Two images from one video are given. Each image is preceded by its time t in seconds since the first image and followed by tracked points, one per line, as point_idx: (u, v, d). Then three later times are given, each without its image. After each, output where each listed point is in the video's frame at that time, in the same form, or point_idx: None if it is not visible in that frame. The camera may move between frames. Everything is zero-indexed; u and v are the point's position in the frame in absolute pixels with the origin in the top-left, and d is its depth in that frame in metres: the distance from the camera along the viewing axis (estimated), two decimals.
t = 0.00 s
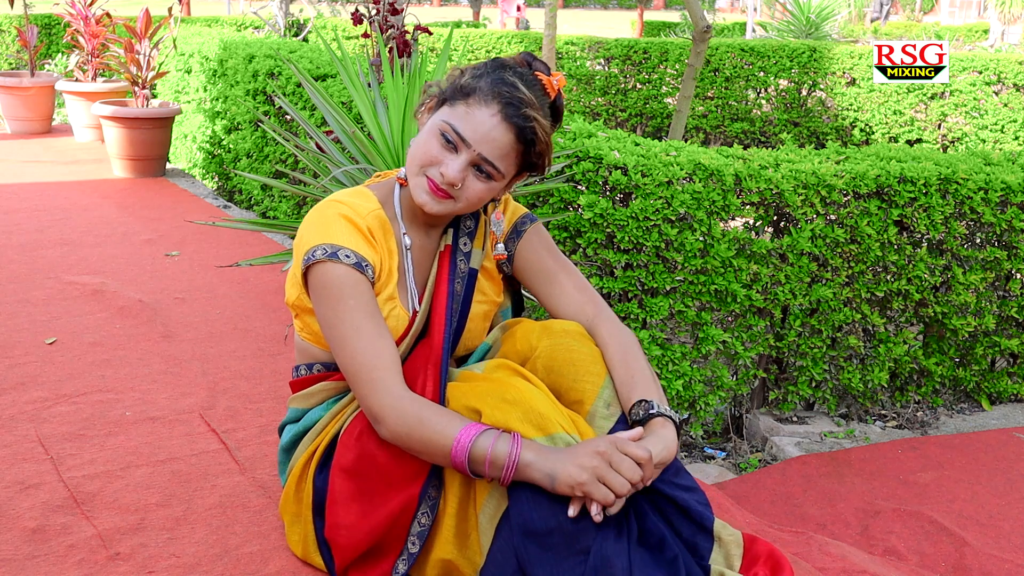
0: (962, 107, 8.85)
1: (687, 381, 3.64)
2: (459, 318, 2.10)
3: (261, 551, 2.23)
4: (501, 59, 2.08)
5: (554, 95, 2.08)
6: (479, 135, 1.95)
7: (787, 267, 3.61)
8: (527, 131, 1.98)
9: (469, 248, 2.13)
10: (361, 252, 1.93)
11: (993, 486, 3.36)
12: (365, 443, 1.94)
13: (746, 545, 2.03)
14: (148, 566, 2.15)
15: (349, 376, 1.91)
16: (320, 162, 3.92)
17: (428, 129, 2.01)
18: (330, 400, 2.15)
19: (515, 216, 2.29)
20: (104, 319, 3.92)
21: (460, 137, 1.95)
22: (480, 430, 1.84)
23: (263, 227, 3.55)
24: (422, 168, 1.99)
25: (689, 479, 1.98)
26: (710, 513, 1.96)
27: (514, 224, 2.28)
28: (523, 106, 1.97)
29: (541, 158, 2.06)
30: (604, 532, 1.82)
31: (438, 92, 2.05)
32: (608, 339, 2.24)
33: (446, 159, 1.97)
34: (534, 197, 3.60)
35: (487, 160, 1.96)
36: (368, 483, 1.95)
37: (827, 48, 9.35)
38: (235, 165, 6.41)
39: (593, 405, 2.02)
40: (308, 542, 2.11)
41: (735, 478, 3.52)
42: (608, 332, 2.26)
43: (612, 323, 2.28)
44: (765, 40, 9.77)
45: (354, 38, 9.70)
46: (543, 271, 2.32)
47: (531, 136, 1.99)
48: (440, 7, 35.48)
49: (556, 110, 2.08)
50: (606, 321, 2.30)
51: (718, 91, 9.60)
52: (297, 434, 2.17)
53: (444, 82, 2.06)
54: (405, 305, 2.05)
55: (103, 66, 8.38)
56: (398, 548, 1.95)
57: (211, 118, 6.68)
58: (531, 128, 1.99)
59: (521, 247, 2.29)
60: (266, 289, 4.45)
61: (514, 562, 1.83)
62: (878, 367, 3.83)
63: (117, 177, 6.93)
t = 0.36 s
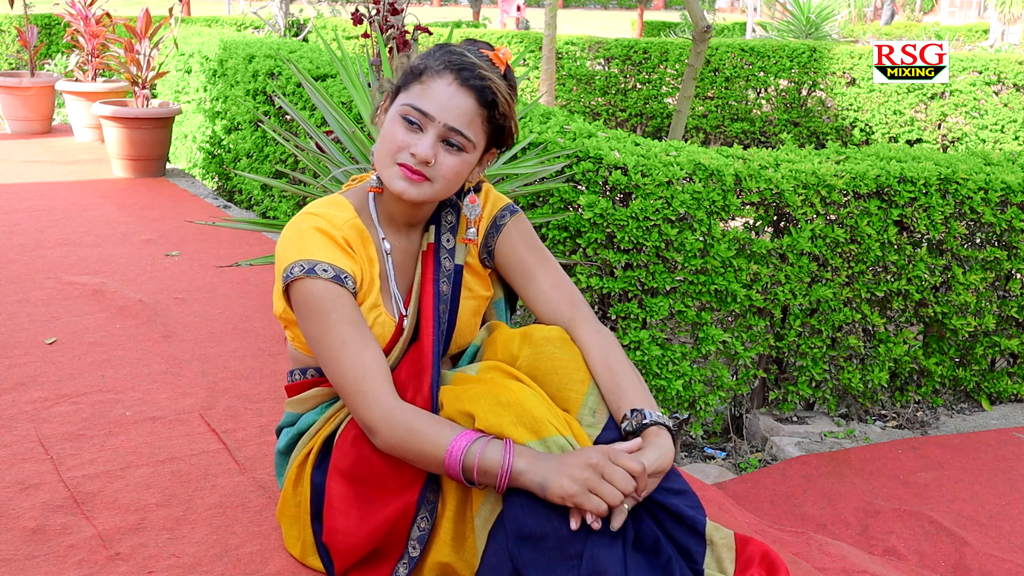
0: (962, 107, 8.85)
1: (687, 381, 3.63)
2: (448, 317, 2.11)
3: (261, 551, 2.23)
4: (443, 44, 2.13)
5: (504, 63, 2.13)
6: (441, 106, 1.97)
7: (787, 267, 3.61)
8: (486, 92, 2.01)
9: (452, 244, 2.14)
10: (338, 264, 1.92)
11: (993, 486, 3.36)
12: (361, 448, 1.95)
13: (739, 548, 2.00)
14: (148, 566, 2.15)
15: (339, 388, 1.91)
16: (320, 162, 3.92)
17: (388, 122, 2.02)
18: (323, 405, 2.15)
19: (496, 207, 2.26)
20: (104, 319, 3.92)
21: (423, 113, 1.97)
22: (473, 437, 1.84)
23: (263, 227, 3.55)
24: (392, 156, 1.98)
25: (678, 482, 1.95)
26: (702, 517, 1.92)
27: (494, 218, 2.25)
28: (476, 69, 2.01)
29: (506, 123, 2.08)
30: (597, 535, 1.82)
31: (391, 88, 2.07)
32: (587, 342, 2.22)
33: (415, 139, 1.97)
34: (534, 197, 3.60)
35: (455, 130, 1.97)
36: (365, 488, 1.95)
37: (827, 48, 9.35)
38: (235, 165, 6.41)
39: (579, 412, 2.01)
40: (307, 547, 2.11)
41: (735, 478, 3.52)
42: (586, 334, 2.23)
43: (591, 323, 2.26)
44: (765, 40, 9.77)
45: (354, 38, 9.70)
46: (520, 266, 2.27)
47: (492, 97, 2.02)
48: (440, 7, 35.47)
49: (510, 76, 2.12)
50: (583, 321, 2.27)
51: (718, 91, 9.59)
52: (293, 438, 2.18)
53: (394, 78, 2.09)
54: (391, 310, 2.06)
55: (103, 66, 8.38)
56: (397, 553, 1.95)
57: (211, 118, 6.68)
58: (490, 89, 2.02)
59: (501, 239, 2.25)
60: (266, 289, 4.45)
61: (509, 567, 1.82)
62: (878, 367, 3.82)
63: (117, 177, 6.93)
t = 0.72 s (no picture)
0: (962, 107, 8.85)
1: (687, 380, 3.63)
2: (440, 317, 2.10)
3: (260, 551, 2.23)
4: (404, 42, 2.11)
5: (469, 54, 2.11)
6: (410, 111, 1.97)
7: (788, 267, 3.61)
8: (453, 89, 2.00)
9: (442, 242, 2.14)
10: (325, 267, 1.93)
11: (993, 486, 3.36)
12: (356, 452, 1.94)
13: (731, 552, 1.91)
14: (148, 566, 2.15)
15: (331, 392, 1.91)
16: (320, 162, 3.92)
17: (361, 132, 2.02)
18: (319, 406, 2.16)
19: (486, 204, 2.25)
20: (104, 319, 3.92)
21: (393, 121, 1.97)
22: (465, 439, 1.84)
23: (262, 227, 3.55)
24: (369, 166, 1.99)
25: (667, 486, 1.96)
26: (693, 522, 1.92)
27: (483, 215, 2.24)
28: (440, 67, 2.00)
29: (480, 114, 2.07)
30: (593, 538, 1.81)
31: (360, 95, 2.07)
32: (573, 344, 2.19)
33: (389, 148, 1.98)
34: (534, 197, 3.60)
35: (427, 133, 1.98)
36: (362, 491, 1.96)
37: (827, 48, 9.35)
38: (235, 165, 6.41)
39: (567, 417, 1.99)
40: (305, 548, 2.11)
41: (735, 478, 3.52)
42: (572, 336, 2.21)
43: (577, 324, 2.23)
44: (765, 40, 9.77)
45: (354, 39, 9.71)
46: (509, 263, 2.24)
47: (460, 93, 2.01)
48: (440, 6, 35.47)
49: (477, 67, 2.10)
50: (569, 323, 2.24)
51: (718, 91, 9.59)
52: (290, 439, 2.17)
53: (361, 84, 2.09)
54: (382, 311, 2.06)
55: (103, 66, 8.37)
56: (395, 556, 1.95)
57: (211, 117, 6.68)
58: (456, 85, 2.01)
59: (490, 235, 2.23)
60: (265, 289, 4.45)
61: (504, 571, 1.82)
62: (878, 367, 3.82)
63: (117, 177, 6.93)
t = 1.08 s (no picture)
0: (962, 107, 8.85)
1: (687, 381, 3.63)
2: (443, 317, 2.10)
3: (261, 551, 2.23)
4: (388, 45, 2.11)
5: (454, 46, 2.11)
6: (411, 110, 1.97)
7: (788, 267, 3.61)
8: (449, 82, 2.00)
9: (446, 242, 2.13)
10: (329, 271, 1.93)
11: (994, 486, 3.36)
12: (359, 453, 1.94)
13: (736, 550, 1.91)
14: (148, 566, 2.15)
15: (335, 395, 1.91)
16: (320, 162, 3.92)
17: (362, 138, 2.02)
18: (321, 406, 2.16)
19: (488, 204, 2.26)
20: (104, 319, 3.92)
21: (395, 122, 1.97)
22: (470, 440, 1.84)
23: (263, 227, 3.55)
24: (376, 170, 1.99)
25: (671, 484, 1.95)
26: (697, 520, 1.91)
27: (486, 215, 2.24)
28: (433, 63, 2.00)
29: (477, 102, 2.08)
30: (600, 535, 1.81)
31: (354, 103, 2.07)
32: (578, 343, 2.19)
33: (395, 149, 1.98)
34: (534, 197, 3.60)
35: (431, 130, 1.98)
36: (365, 492, 1.95)
37: (827, 48, 9.35)
38: (235, 165, 6.41)
39: (572, 415, 1.99)
40: (305, 548, 2.11)
41: (735, 478, 3.52)
42: (577, 335, 2.21)
43: (582, 323, 2.23)
44: (765, 40, 9.76)
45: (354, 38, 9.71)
46: (512, 263, 2.24)
47: (456, 85, 2.01)
48: (440, 7, 35.50)
49: (464, 58, 2.11)
50: (574, 321, 2.24)
51: (718, 91, 9.59)
52: (292, 439, 2.17)
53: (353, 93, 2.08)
54: (384, 312, 2.07)
55: (103, 66, 8.37)
56: (397, 557, 1.95)
57: (211, 117, 6.68)
58: (452, 78, 2.01)
59: (493, 235, 2.23)
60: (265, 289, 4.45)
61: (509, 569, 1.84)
62: (878, 367, 3.82)
63: (117, 177, 6.93)
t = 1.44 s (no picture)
0: (962, 107, 8.85)
1: (687, 381, 3.63)
2: (452, 315, 2.11)
3: (261, 551, 2.23)
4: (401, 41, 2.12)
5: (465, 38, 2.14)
6: (435, 93, 1.98)
7: (787, 267, 3.61)
8: (470, 65, 2.02)
9: (460, 242, 2.14)
10: (347, 260, 1.94)
11: (994, 486, 3.36)
12: (362, 445, 1.96)
13: (737, 550, 1.92)
14: (148, 566, 2.15)
15: (342, 385, 1.92)
16: (320, 162, 3.92)
17: (387, 128, 2.02)
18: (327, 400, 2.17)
19: (506, 204, 2.26)
20: (104, 319, 3.92)
21: (421, 106, 1.97)
22: (472, 435, 1.84)
23: (263, 227, 3.55)
24: (404, 156, 1.98)
25: (673, 483, 1.94)
26: (699, 519, 1.91)
27: (504, 213, 2.24)
28: (452, 47, 2.02)
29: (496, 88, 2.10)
30: (599, 534, 1.81)
31: (373, 97, 2.06)
32: (585, 341, 2.19)
33: (422, 133, 1.98)
34: (533, 197, 3.59)
35: (456, 111, 1.99)
36: (366, 486, 1.96)
37: (827, 48, 9.35)
38: (235, 165, 6.41)
39: (575, 412, 1.99)
40: (306, 543, 2.11)
41: (735, 478, 3.52)
42: (584, 333, 2.21)
43: (590, 324, 2.22)
44: (765, 40, 9.76)
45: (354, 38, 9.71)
46: (525, 262, 2.24)
47: (476, 68, 2.03)
48: (440, 7, 35.51)
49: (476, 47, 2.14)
50: (582, 319, 2.24)
51: (718, 91, 9.59)
52: (294, 434, 2.18)
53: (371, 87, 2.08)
54: (398, 305, 2.07)
55: (103, 66, 8.37)
56: (395, 551, 1.94)
57: (211, 117, 6.68)
58: (472, 61, 2.04)
59: (508, 235, 2.24)
60: (266, 288, 4.45)
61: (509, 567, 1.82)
62: (878, 367, 3.82)
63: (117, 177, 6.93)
